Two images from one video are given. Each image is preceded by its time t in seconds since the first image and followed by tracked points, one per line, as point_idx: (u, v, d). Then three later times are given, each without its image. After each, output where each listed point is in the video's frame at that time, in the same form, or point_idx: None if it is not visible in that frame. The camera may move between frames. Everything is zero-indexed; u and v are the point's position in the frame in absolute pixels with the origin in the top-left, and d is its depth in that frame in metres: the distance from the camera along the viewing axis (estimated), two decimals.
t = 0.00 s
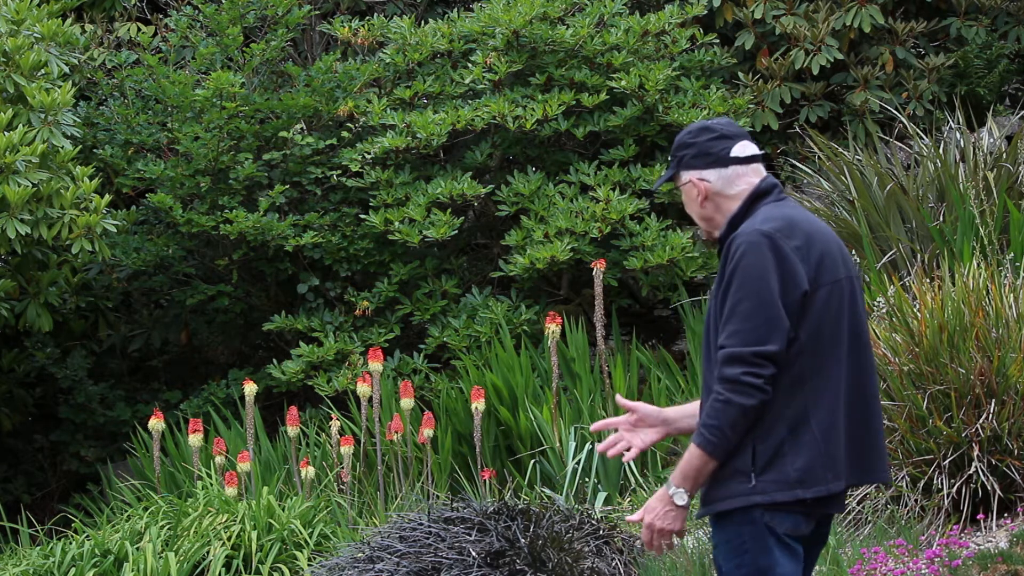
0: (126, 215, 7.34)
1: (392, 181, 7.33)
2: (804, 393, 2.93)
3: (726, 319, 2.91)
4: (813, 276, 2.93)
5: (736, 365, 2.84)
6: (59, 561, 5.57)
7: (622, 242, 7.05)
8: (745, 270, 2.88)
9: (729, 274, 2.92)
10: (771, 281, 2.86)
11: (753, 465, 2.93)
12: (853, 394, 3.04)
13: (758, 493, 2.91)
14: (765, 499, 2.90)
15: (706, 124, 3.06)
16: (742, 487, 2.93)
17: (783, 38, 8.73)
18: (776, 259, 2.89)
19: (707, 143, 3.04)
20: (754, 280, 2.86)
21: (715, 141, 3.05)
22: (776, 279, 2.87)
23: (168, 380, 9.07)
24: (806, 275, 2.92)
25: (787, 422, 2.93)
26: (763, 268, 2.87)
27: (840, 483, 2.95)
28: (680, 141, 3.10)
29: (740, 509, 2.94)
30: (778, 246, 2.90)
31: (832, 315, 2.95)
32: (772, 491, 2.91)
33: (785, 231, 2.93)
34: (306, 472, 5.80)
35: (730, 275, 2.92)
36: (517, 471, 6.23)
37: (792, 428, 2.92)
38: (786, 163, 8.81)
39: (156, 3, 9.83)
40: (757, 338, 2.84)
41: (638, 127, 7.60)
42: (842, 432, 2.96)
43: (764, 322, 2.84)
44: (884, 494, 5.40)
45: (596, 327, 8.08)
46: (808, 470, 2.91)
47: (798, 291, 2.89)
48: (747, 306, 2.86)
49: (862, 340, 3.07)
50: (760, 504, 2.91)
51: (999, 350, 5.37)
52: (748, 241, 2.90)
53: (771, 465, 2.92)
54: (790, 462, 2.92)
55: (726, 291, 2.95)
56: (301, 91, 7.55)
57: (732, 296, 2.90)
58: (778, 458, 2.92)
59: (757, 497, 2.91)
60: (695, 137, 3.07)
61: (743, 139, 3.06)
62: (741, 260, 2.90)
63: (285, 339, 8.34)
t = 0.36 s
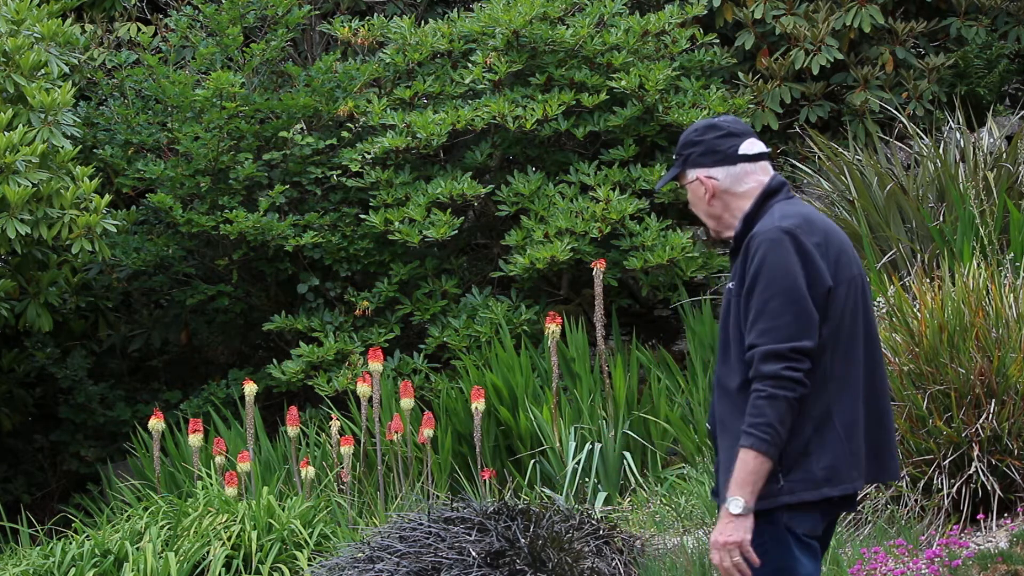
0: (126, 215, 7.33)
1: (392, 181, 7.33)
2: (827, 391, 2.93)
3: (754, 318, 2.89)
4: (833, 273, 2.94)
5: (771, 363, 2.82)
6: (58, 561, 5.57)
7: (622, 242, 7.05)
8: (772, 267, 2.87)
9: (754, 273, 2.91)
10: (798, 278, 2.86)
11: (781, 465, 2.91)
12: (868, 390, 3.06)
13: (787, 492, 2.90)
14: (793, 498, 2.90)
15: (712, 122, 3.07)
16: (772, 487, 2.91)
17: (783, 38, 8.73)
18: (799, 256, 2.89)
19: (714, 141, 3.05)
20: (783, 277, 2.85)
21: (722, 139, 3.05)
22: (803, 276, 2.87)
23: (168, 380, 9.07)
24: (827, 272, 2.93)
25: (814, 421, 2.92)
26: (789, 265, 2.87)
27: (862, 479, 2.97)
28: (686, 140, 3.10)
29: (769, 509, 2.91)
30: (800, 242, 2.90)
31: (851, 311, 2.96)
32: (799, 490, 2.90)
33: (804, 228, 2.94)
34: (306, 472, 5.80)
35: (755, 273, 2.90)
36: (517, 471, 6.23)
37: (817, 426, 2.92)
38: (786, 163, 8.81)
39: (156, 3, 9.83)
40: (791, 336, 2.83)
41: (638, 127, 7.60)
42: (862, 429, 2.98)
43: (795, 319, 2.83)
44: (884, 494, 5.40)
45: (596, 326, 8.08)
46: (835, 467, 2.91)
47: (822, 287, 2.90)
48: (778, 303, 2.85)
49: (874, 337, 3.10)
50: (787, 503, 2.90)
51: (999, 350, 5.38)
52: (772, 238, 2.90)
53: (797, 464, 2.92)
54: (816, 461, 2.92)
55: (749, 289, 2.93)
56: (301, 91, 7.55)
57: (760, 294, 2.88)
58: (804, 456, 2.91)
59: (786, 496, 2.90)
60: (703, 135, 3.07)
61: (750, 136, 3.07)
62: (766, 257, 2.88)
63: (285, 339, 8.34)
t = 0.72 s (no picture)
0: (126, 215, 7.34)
1: (392, 181, 7.33)
2: (832, 387, 2.93)
3: (757, 314, 2.89)
4: (834, 268, 2.94)
5: (777, 359, 2.82)
6: (59, 561, 5.57)
7: (622, 242, 7.05)
8: (773, 263, 2.87)
9: (755, 270, 2.91)
10: (798, 273, 2.85)
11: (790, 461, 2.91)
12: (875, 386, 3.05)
13: (795, 489, 2.90)
14: (804, 495, 2.89)
15: (713, 121, 3.09)
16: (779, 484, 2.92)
17: (783, 38, 8.73)
18: (800, 252, 2.88)
19: (715, 140, 3.06)
20: (783, 272, 2.85)
21: (722, 137, 3.06)
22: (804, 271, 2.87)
23: (168, 380, 9.07)
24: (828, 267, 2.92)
25: (821, 416, 2.92)
26: (791, 261, 2.86)
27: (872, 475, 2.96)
28: (688, 140, 3.12)
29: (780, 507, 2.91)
30: (800, 238, 2.90)
31: (855, 305, 2.95)
32: (810, 487, 2.90)
33: (804, 223, 2.93)
34: (306, 473, 5.80)
35: (756, 271, 2.90)
36: (517, 471, 6.23)
37: (823, 422, 2.92)
38: (786, 163, 8.80)
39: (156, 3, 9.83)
40: (795, 331, 2.82)
41: (638, 127, 7.60)
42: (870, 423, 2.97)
43: (797, 315, 2.83)
44: (884, 494, 5.40)
45: (596, 327, 8.08)
46: (842, 464, 2.91)
47: (823, 282, 2.89)
48: (781, 299, 2.85)
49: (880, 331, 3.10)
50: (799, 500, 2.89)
51: (999, 350, 5.37)
52: (772, 234, 2.89)
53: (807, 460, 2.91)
54: (824, 457, 2.91)
55: (751, 286, 2.93)
56: (301, 91, 7.54)
57: (762, 291, 2.88)
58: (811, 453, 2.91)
59: (794, 493, 2.90)
60: (703, 134, 3.09)
61: (750, 134, 3.07)
62: (767, 253, 2.88)
63: (285, 339, 8.34)
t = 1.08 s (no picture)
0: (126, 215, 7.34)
1: (392, 181, 7.33)
2: (821, 389, 2.92)
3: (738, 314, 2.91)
4: (826, 270, 2.92)
5: (749, 358, 2.85)
6: (58, 561, 5.57)
7: (622, 242, 7.05)
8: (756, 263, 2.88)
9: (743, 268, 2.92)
10: (784, 273, 2.86)
11: (770, 462, 2.93)
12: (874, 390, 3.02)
13: (777, 489, 2.91)
14: (782, 496, 2.90)
15: (721, 119, 3.09)
16: (761, 484, 2.93)
17: (783, 38, 8.73)
18: (789, 252, 2.88)
19: (722, 138, 3.06)
20: (765, 273, 2.86)
21: (729, 135, 3.06)
22: (789, 272, 2.86)
23: (168, 380, 9.07)
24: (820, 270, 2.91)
25: (804, 418, 2.92)
26: (778, 261, 2.87)
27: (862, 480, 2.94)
28: (696, 138, 3.12)
29: (758, 506, 2.93)
30: (790, 239, 2.89)
31: (848, 309, 2.93)
32: (790, 488, 2.90)
33: (797, 225, 2.92)
34: (306, 472, 5.80)
35: (742, 270, 2.93)
36: (517, 471, 6.23)
37: (810, 424, 2.92)
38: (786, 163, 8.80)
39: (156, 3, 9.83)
40: (771, 332, 2.84)
41: (638, 127, 7.60)
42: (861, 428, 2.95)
43: (779, 315, 2.84)
44: (884, 494, 5.39)
45: (596, 327, 8.08)
46: (828, 467, 2.90)
47: (811, 284, 2.88)
48: (760, 299, 2.86)
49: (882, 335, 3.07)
50: (777, 501, 2.90)
51: (999, 350, 5.37)
52: (759, 234, 2.91)
53: (791, 462, 2.91)
54: (808, 459, 2.91)
55: (739, 284, 2.95)
56: (301, 91, 7.54)
57: (744, 291, 2.90)
58: (794, 454, 2.91)
59: (776, 493, 2.91)
60: (710, 133, 3.09)
61: (757, 132, 3.07)
62: (752, 253, 2.90)
63: (285, 339, 8.34)
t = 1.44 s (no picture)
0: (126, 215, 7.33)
1: (392, 181, 7.33)
2: (805, 399, 2.93)
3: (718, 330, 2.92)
4: (805, 281, 2.91)
5: (729, 376, 2.86)
6: (58, 561, 5.57)
7: (622, 243, 7.06)
8: (734, 280, 2.88)
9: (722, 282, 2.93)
10: (761, 289, 2.85)
11: (756, 474, 2.94)
12: (862, 394, 3.02)
13: (763, 500, 2.92)
14: (768, 508, 2.91)
15: (707, 126, 3.08)
16: (747, 496, 2.94)
17: (783, 38, 8.73)
18: (766, 267, 2.87)
19: (707, 147, 3.06)
20: (742, 289, 2.86)
21: (715, 144, 3.05)
22: (765, 287, 2.86)
23: (168, 380, 9.07)
24: (800, 280, 2.90)
25: (788, 429, 2.92)
26: (756, 276, 2.86)
27: (849, 486, 2.95)
28: (687, 145, 3.13)
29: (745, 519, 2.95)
30: (766, 252, 2.88)
31: (829, 317, 2.92)
32: (777, 499, 2.91)
33: (774, 237, 2.90)
34: (306, 473, 5.80)
35: (721, 286, 2.93)
36: (517, 471, 6.23)
37: (795, 435, 2.92)
38: (786, 163, 8.81)
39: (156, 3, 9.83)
40: (749, 349, 2.84)
41: (638, 127, 7.60)
42: (846, 435, 2.95)
43: (757, 332, 2.83)
44: (883, 494, 5.39)
45: (596, 327, 8.08)
46: (812, 476, 2.91)
47: (789, 297, 2.87)
48: (738, 316, 2.87)
49: (872, 338, 3.04)
50: (764, 513, 2.92)
51: (999, 350, 5.38)
52: (735, 249, 2.90)
53: (776, 473, 2.93)
54: (794, 470, 2.92)
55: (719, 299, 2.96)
56: (301, 91, 7.54)
57: (724, 307, 2.90)
58: (779, 465, 2.93)
59: (762, 505, 2.92)
60: (697, 141, 3.09)
61: (743, 138, 3.05)
62: (729, 269, 2.90)
63: (285, 339, 8.34)
